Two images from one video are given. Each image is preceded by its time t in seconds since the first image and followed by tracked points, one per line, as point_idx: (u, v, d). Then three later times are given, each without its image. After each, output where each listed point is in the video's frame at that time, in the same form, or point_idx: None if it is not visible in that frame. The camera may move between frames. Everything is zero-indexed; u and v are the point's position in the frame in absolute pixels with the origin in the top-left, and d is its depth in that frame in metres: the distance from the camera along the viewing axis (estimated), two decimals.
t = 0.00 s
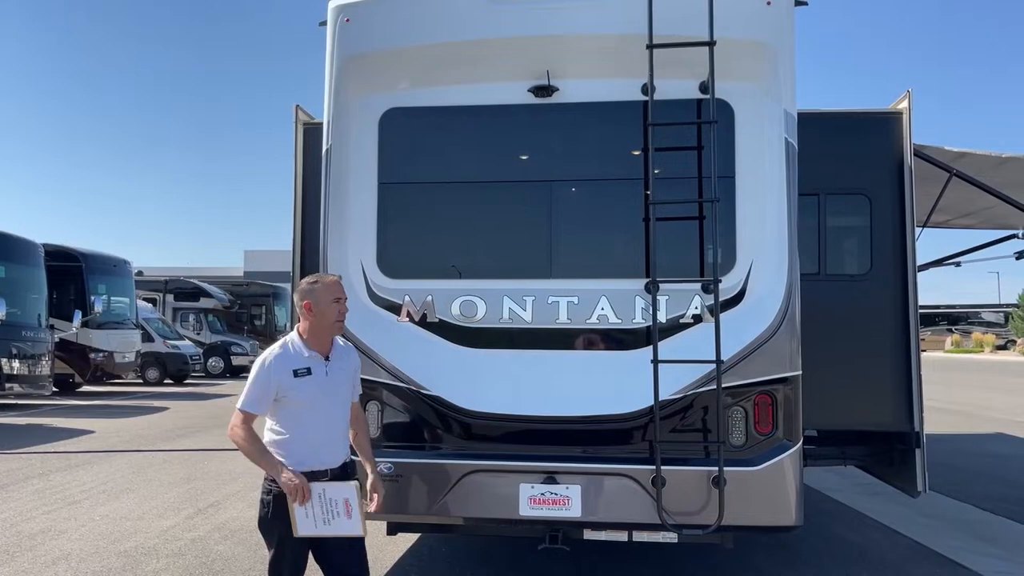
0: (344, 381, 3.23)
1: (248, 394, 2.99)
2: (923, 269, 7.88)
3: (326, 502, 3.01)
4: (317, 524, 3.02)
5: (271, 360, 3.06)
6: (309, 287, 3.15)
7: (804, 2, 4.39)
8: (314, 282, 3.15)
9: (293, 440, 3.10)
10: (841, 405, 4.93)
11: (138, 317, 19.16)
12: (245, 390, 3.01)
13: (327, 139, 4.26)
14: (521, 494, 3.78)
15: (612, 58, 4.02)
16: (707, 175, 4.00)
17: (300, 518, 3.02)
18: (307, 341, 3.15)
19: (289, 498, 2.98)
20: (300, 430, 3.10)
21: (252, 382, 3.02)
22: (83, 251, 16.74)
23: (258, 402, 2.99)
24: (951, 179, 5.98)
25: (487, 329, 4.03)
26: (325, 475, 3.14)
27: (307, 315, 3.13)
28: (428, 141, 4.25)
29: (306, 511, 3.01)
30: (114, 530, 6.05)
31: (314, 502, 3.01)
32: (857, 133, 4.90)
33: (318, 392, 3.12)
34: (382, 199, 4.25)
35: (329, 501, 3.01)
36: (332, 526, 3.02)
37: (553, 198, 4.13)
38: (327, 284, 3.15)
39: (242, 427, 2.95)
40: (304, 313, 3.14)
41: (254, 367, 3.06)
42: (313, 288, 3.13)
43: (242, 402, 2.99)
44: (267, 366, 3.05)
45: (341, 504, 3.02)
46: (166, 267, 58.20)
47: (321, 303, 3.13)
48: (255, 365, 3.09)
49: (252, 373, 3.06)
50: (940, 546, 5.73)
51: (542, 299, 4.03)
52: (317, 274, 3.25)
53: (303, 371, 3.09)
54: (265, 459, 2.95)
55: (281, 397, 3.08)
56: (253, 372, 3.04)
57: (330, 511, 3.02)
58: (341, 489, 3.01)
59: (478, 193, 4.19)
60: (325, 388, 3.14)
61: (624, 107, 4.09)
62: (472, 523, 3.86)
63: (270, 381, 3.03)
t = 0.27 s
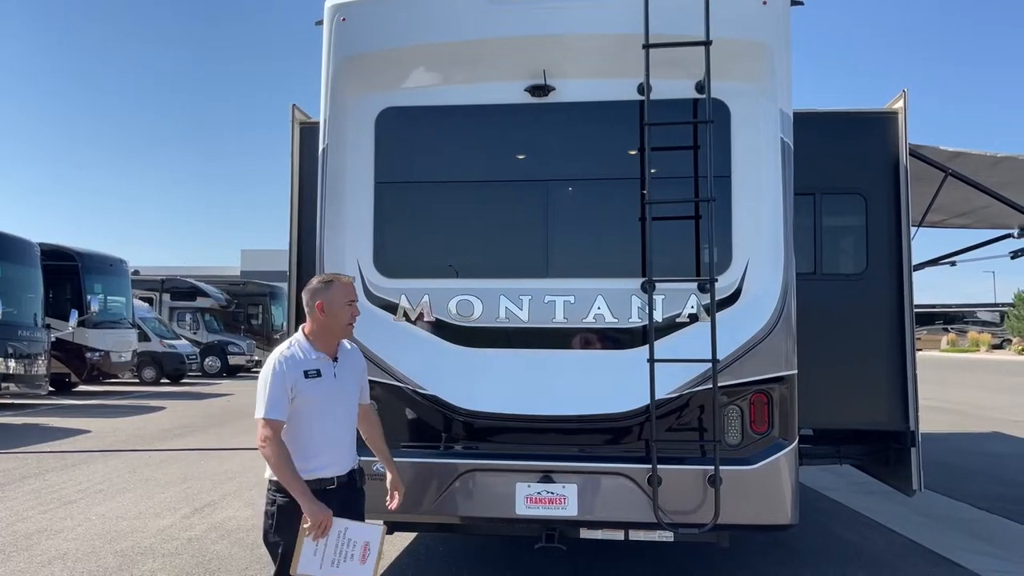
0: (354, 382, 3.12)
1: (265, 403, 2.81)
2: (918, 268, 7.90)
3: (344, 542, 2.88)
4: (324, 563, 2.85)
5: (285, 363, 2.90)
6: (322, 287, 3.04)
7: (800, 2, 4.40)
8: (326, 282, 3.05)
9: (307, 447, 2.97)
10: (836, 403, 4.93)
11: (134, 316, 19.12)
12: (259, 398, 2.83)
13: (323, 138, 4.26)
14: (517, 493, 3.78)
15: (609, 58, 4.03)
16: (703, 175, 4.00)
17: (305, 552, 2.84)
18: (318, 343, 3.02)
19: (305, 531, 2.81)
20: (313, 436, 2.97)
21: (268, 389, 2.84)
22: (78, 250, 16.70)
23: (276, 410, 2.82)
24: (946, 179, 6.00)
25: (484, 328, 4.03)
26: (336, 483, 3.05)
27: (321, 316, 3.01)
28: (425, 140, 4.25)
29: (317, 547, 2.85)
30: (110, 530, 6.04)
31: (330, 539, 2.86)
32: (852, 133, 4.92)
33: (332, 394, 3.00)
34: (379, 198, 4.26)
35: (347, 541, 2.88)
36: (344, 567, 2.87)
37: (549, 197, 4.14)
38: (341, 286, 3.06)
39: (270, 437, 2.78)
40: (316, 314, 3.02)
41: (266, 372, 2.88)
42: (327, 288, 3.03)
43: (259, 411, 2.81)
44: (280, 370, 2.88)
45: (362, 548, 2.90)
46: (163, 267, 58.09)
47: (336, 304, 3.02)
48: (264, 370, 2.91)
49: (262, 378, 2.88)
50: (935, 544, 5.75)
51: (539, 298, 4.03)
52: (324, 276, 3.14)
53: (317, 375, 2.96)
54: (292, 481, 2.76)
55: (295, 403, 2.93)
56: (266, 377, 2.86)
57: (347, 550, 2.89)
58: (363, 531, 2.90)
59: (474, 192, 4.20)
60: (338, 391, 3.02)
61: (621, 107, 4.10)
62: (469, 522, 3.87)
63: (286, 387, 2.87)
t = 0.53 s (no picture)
0: (354, 376, 3.13)
1: (265, 397, 2.79)
2: (914, 268, 7.92)
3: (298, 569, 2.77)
4: None
5: (286, 357, 2.89)
6: (326, 277, 3.03)
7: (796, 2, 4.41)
8: (331, 272, 3.05)
9: (308, 443, 2.95)
10: (831, 402, 4.94)
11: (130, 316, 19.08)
12: (260, 392, 2.81)
13: (319, 137, 4.25)
14: (514, 492, 3.79)
15: (606, 57, 4.03)
16: (699, 174, 4.01)
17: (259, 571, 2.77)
18: (321, 334, 3.02)
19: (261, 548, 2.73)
20: (314, 431, 2.96)
21: (268, 384, 2.82)
22: (74, 250, 16.65)
23: (276, 404, 2.80)
24: (942, 178, 6.01)
25: (480, 328, 4.03)
26: (337, 481, 3.02)
27: (326, 306, 3.00)
28: (421, 139, 4.24)
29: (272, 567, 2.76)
30: (105, 530, 6.03)
31: (286, 563, 2.76)
32: (847, 132, 4.93)
33: (332, 391, 2.99)
34: (374, 197, 4.25)
35: (302, 571, 2.76)
36: None
37: (546, 197, 4.14)
38: (345, 276, 3.06)
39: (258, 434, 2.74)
40: (321, 304, 3.01)
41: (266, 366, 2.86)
42: (332, 278, 3.03)
43: (259, 405, 2.79)
44: (281, 364, 2.87)
45: None
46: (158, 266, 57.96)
47: (341, 294, 3.03)
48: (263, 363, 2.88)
49: (262, 372, 2.85)
50: (931, 543, 5.77)
51: (535, 297, 4.03)
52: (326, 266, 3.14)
53: (318, 369, 2.95)
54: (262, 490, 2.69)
55: (295, 398, 2.92)
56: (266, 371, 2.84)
57: None
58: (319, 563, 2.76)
59: (470, 192, 4.19)
60: (338, 386, 3.02)
61: (617, 106, 4.10)
62: (465, 522, 3.88)
63: (286, 381, 2.86)
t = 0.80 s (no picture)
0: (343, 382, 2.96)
1: (260, 409, 2.58)
2: (912, 267, 7.93)
3: None
4: None
5: (280, 365, 2.66)
6: (318, 277, 2.84)
7: (794, 2, 4.41)
8: (322, 271, 2.86)
9: (303, 455, 2.75)
10: (829, 402, 4.94)
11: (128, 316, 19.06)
12: (255, 402, 2.59)
13: (318, 137, 4.25)
14: (512, 492, 3.80)
15: (604, 57, 4.03)
16: (697, 174, 4.01)
17: None
18: (310, 338, 2.83)
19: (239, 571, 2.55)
20: (309, 442, 2.76)
21: (265, 393, 2.60)
22: (72, 250, 16.63)
23: (273, 415, 2.60)
24: (940, 178, 6.02)
25: (479, 328, 4.03)
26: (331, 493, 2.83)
27: (318, 308, 2.82)
28: (420, 140, 4.25)
29: None
30: (104, 530, 6.03)
31: None
32: (845, 132, 4.93)
33: (325, 398, 2.81)
34: (373, 197, 4.25)
35: None
36: None
37: (544, 197, 4.14)
38: (338, 276, 2.89)
39: (250, 449, 2.55)
40: (312, 305, 2.82)
41: (260, 373, 2.63)
42: (325, 278, 2.84)
43: (255, 416, 2.58)
44: (276, 373, 2.64)
45: None
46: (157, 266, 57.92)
47: (333, 295, 2.85)
48: (255, 371, 2.65)
49: (255, 380, 2.63)
50: (929, 543, 5.78)
51: (534, 297, 4.03)
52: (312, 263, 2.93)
53: (313, 375, 2.76)
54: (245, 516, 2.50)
55: (290, 407, 2.71)
56: (262, 378, 2.62)
57: None
58: None
59: (468, 192, 4.20)
60: (331, 393, 2.85)
61: (615, 106, 4.10)
62: (464, 522, 3.89)
63: (281, 390, 2.64)
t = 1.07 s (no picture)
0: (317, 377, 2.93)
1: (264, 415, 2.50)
2: (911, 266, 7.93)
3: None
4: None
5: (278, 368, 2.58)
6: (309, 273, 2.78)
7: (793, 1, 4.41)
8: (313, 267, 2.79)
9: (291, 457, 2.71)
10: (828, 402, 4.94)
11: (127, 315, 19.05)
12: (261, 408, 2.50)
13: (317, 136, 4.24)
14: (511, 491, 3.80)
15: (603, 56, 4.03)
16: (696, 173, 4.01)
17: None
18: (297, 336, 2.76)
19: None
20: (297, 444, 2.73)
21: (270, 399, 2.52)
22: (71, 249, 16.63)
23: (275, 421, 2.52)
24: (939, 178, 6.03)
25: (478, 327, 4.03)
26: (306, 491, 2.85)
27: (308, 306, 2.76)
28: (419, 139, 4.24)
29: None
30: (103, 528, 6.03)
31: None
32: (844, 131, 4.93)
33: (311, 399, 2.76)
34: (372, 196, 4.25)
35: None
36: None
37: (543, 195, 4.14)
38: (331, 273, 2.83)
39: (260, 458, 2.45)
40: (301, 302, 2.76)
41: (261, 377, 2.54)
42: (316, 275, 2.78)
43: (262, 424, 2.49)
44: (274, 377, 2.56)
45: None
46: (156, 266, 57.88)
47: (324, 293, 2.80)
48: (254, 373, 2.54)
49: (256, 385, 2.53)
50: (928, 542, 5.78)
51: (533, 296, 4.03)
52: (300, 257, 2.85)
53: (303, 377, 2.70)
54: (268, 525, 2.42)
55: (284, 409, 2.65)
56: (265, 383, 2.53)
57: None
58: None
59: (468, 190, 4.19)
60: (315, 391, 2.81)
61: (614, 105, 4.10)
62: (462, 521, 3.89)
63: (279, 394, 2.57)
